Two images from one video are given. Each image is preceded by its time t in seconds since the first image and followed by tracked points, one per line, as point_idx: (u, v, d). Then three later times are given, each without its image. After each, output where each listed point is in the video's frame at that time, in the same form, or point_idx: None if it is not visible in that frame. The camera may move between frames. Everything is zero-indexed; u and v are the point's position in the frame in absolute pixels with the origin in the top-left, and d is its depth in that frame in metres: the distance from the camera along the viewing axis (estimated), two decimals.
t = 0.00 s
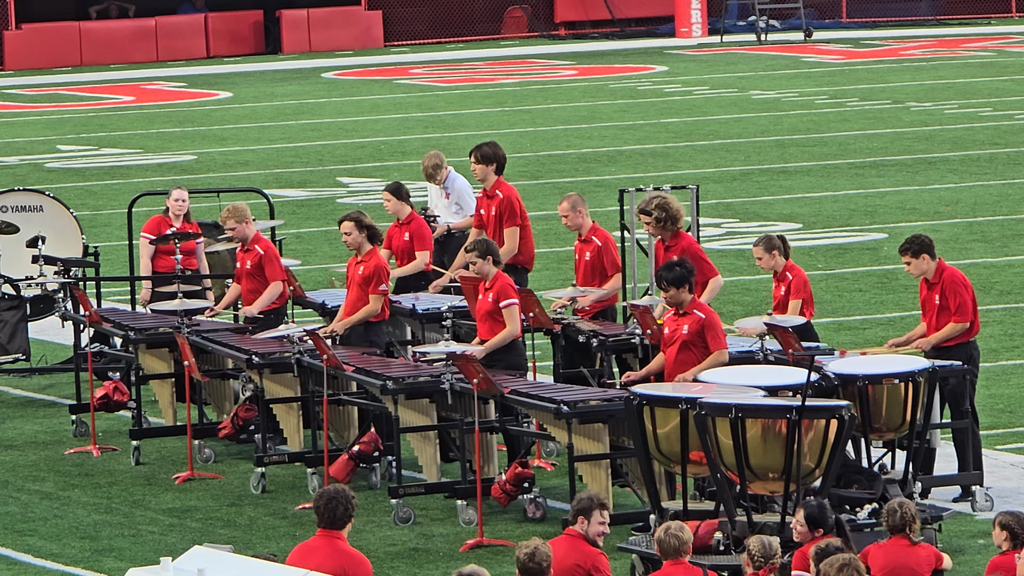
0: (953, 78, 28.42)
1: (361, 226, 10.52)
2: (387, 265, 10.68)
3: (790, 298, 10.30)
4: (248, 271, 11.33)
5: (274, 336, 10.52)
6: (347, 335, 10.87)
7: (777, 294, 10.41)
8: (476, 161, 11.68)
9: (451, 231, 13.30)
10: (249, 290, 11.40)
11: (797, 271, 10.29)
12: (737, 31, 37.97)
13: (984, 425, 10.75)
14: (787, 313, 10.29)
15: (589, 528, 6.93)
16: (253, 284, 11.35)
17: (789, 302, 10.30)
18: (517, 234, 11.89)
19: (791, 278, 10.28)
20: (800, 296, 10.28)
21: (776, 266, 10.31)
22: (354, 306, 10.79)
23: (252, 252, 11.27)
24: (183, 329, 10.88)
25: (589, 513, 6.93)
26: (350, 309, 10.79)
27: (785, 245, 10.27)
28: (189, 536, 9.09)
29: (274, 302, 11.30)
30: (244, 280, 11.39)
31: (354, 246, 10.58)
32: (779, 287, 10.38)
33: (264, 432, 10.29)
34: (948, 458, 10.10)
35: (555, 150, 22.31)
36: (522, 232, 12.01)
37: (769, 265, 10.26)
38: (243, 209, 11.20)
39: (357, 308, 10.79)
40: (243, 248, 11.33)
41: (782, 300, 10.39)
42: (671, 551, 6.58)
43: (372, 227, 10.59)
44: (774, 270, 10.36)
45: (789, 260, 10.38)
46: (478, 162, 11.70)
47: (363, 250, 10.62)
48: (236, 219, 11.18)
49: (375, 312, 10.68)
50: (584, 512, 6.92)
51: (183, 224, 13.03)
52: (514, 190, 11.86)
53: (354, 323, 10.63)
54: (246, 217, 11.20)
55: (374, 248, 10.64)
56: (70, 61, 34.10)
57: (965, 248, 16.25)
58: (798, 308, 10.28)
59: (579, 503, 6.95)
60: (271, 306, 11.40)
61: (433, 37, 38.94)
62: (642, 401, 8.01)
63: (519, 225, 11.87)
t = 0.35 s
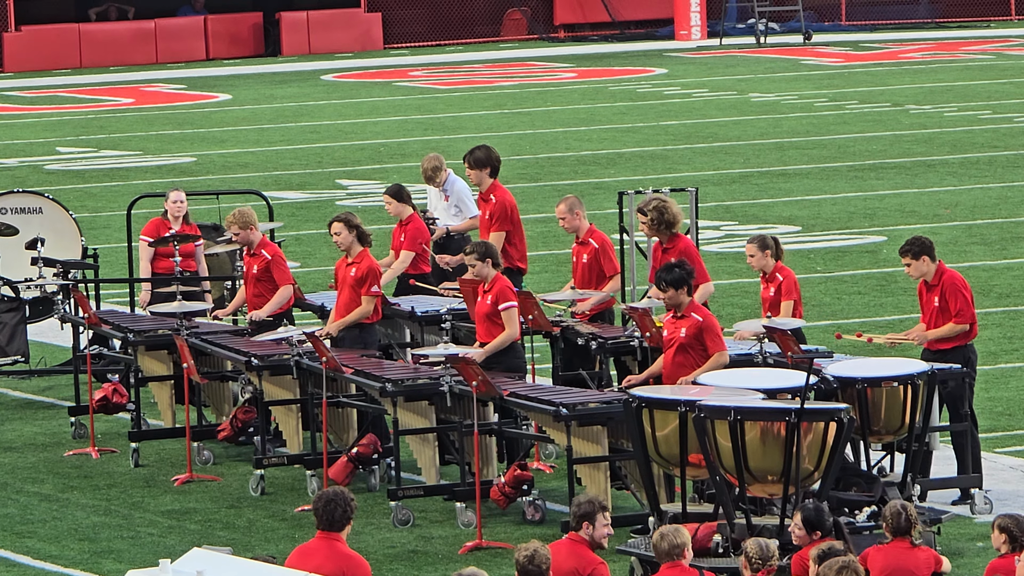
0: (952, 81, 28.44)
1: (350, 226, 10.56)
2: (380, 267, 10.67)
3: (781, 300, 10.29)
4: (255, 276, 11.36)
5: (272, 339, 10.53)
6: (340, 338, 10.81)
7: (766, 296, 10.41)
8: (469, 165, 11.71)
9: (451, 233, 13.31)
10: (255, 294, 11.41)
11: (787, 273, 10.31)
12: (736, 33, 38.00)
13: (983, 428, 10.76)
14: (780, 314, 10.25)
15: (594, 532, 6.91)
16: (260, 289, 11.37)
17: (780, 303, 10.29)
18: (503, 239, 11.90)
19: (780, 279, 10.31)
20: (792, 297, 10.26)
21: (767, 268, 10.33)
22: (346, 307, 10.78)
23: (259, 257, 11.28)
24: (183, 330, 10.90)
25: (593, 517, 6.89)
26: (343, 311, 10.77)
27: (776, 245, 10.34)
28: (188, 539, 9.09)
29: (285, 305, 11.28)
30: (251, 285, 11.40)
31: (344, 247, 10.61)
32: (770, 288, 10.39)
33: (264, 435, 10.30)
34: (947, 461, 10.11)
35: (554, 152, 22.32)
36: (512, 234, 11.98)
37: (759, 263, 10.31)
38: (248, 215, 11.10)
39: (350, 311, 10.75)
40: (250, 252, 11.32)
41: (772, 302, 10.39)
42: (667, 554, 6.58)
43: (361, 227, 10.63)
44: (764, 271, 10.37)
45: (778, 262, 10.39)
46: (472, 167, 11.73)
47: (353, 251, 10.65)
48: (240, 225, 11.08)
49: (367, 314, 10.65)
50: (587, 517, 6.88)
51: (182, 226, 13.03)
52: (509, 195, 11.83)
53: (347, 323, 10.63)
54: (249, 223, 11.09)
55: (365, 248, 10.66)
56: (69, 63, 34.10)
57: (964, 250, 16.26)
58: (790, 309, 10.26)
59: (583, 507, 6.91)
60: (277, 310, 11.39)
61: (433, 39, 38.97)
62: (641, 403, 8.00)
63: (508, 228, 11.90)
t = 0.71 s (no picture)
0: (953, 86, 28.44)
1: (347, 230, 10.56)
2: (377, 270, 10.68)
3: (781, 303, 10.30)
4: (259, 279, 11.33)
5: (273, 342, 10.54)
6: (339, 342, 10.83)
7: (767, 299, 10.40)
8: (461, 165, 11.71)
9: (451, 237, 13.30)
10: (259, 297, 11.40)
11: (787, 277, 10.31)
12: (737, 37, 38.00)
13: (983, 433, 10.75)
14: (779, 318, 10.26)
15: (596, 538, 6.93)
16: (264, 292, 11.35)
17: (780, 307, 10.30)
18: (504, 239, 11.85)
19: (781, 283, 10.30)
20: (792, 302, 10.26)
21: (768, 271, 10.34)
22: (345, 311, 10.78)
23: (263, 261, 11.25)
24: (183, 333, 10.91)
25: (597, 523, 6.92)
26: (340, 314, 10.77)
27: (779, 248, 10.37)
28: (188, 541, 9.09)
29: (288, 310, 11.30)
30: (255, 289, 11.38)
31: (341, 250, 10.60)
32: (770, 292, 10.39)
33: (264, 437, 10.30)
34: (946, 466, 10.10)
35: (555, 156, 22.32)
36: (511, 236, 11.96)
37: (761, 266, 10.33)
38: (253, 217, 11.20)
39: (348, 314, 10.76)
40: (254, 257, 11.31)
41: (772, 305, 10.39)
42: (673, 558, 6.59)
43: (358, 231, 10.64)
44: (765, 274, 10.38)
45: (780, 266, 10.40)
46: (463, 166, 11.72)
47: (350, 255, 10.65)
48: (245, 228, 11.17)
49: (366, 318, 10.65)
50: (591, 522, 6.90)
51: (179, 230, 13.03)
52: (502, 196, 11.86)
53: (345, 327, 10.62)
54: (254, 226, 11.18)
55: (362, 252, 10.66)
56: (70, 65, 34.11)
57: (965, 255, 16.26)
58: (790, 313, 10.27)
59: (585, 513, 6.94)
60: (279, 315, 11.37)
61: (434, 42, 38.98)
62: (641, 407, 8.01)
63: (505, 229, 11.83)
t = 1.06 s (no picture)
0: (954, 89, 28.42)
1: (345, 234, 10.57)
2: (376, 273, 10.68)
3: (784, 306, 10.33)
4: (259, 282, 11.33)
5: (273, 344, 10.54)
6: (337, 344, 10.84)
7: (772, 302, 10.42)
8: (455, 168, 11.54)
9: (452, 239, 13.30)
10: (259, 300, 11.40)
11: (793, 280, 10.32)
12: (738, 40, 37.97)
13: (983, 437, 10.75)
14: (781, 321, 10.30)
15: (600, 543, 6.96)
16: (265, 295, 11.35)
17: (783, 310, 10.32)
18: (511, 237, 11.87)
19: (787, 287, 10.31)
20: (796, 305, 10.31)
21: (774, 273, 10.35)
22: (345, 314, 10.79)
23: (263, 264, 11.25)
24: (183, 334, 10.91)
25: (600, 528, 6.95)
26: (340, 317, 10.77)
27: (787, 252, 10.36)
28: (188, 543, 9.09)
29: (289, 312, 11.31)
30: (255, 291, 11.38)
31: (339, 253, 10.61)
32: (775, 295, 10.40)
33: (264, 439, 10.30)
34: (946, 469, 10.10)
35: (555, 158, 22.32)
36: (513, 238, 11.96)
37: (768, 267, 10.32)
38: (254, 220, 11.22)
39: (347, 318, 10.76)
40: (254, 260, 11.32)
41: (777, 308, 10.41)
42: (679, 561, 6.61)
43: (356, 233, 10.64)
44: (771, 277, 10.39)
45: (786, 269, 10.41)
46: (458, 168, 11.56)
47: (349, 257, 10.65)
48: (246, 231, 11.18)
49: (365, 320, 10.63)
50: (595, 526, 6.93)
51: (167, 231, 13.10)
52: (499, 196, 11.86)
53: (344, 330, 10.61)
54: (254, 229, 11.20)
55: (361, 255, 10.66)
56: (71, 66, 34.12)
57: (965, 258, 16.26)
58: (793, 317, 10.30)
59: (590, 517, 6.96)
60: (280, 317, 11.38)
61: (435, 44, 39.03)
62: (641, 410, 8.01)
63: (507, 230, 11.85)
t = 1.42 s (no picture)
0: (954, 89, 28.40)
1: (343, 235, 10.55)
2: (375, 272, 10.67)
3: (787, 306, 10.33)
4: (259, 282, 11.32)
5: (273, 343, 10.54)
6: (338, 345, 10.84)
7: (776, 302, 10.43)
8: (463, 166, 11.66)
9: (452, 239, 13.31)
10: (260, 299, 11.40)
11: (797, 280, 10.32)
12: (739, 40, 37.95)
13: (982, 437, 10.75)
14: (784, 321, 10.31)
15: (606, 548, 6.93)
16: (266, 294, 11.34)
17: (786, 310, 10.32)
18: (515, 238, 11.83)
19: (790, 287, 10.31)
20: (798, 306, 10.30)
21: (778, 273, 10.35)
22: (345, 314, 10.78)
23: (263, 264, 11.25)
24: (184, 333, 10.91)
25: (609, 533, 6.92)
26: (340, 317, 10.77)
27: (791, 251, 10.36)
28: (189, 542, 9.08)
29: (290, 311, 11.31)
30: (256, 291, 11.37)
31: (338, 254, 10.59)
32: (779, 296, 10.40)
33: (264, 438, 10.29)
34: (946, 470, 10.10)
35: (556, 158, 22.32)
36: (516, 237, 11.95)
37: (773, 266, 10.32)
38: (253, 220, 11.19)
39: (347, 317, 10.77)
40: (254, 260, 11.31)
41: (780, 308, 10.43)
42: (683, 560, 6.62)
43: (354, 233, 10.61)
44: (775, 276, 10.39)
45: (790, 269, 10.41)
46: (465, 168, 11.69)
47: (348, 258, 10.63)
48: (245, 231, 11.17)
49: (364, 320, 10.64)
50: (602, 530, 6.90)
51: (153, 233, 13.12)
52: (505, 196, 11.84)
53: (345, 330, 10.59)
54: (253, 229, 11.18)
55: (359, 254, 10.65)
56: (72, 65, 34.12)
57: (966, 259, 16.26)
58: (795, 316, 10.30)
59: (597, 521, 6.95)
60: (280, 316, 11.38)
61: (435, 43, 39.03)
62: (642, 410, 8.01)
63: (511, 229, 11.81)
